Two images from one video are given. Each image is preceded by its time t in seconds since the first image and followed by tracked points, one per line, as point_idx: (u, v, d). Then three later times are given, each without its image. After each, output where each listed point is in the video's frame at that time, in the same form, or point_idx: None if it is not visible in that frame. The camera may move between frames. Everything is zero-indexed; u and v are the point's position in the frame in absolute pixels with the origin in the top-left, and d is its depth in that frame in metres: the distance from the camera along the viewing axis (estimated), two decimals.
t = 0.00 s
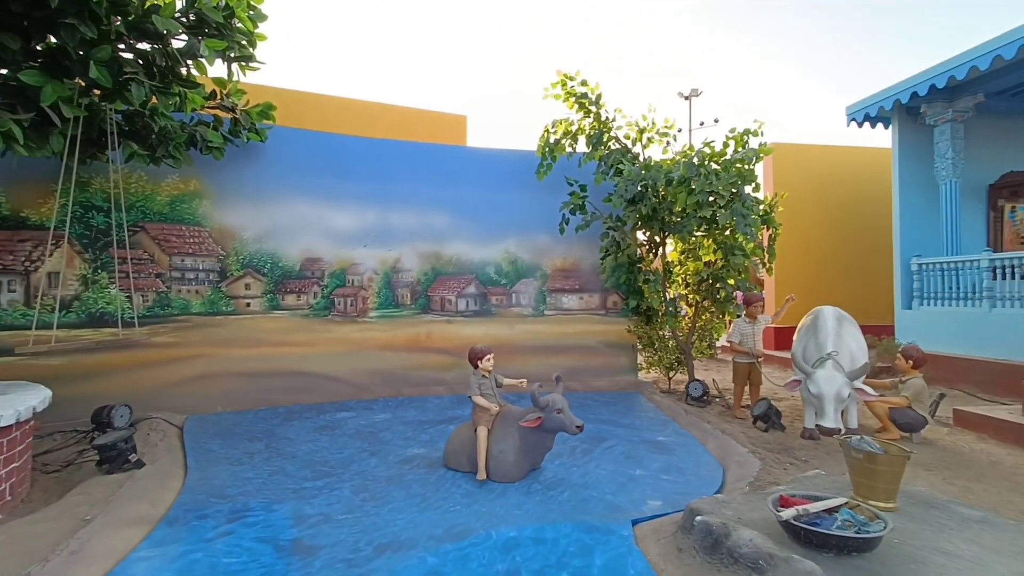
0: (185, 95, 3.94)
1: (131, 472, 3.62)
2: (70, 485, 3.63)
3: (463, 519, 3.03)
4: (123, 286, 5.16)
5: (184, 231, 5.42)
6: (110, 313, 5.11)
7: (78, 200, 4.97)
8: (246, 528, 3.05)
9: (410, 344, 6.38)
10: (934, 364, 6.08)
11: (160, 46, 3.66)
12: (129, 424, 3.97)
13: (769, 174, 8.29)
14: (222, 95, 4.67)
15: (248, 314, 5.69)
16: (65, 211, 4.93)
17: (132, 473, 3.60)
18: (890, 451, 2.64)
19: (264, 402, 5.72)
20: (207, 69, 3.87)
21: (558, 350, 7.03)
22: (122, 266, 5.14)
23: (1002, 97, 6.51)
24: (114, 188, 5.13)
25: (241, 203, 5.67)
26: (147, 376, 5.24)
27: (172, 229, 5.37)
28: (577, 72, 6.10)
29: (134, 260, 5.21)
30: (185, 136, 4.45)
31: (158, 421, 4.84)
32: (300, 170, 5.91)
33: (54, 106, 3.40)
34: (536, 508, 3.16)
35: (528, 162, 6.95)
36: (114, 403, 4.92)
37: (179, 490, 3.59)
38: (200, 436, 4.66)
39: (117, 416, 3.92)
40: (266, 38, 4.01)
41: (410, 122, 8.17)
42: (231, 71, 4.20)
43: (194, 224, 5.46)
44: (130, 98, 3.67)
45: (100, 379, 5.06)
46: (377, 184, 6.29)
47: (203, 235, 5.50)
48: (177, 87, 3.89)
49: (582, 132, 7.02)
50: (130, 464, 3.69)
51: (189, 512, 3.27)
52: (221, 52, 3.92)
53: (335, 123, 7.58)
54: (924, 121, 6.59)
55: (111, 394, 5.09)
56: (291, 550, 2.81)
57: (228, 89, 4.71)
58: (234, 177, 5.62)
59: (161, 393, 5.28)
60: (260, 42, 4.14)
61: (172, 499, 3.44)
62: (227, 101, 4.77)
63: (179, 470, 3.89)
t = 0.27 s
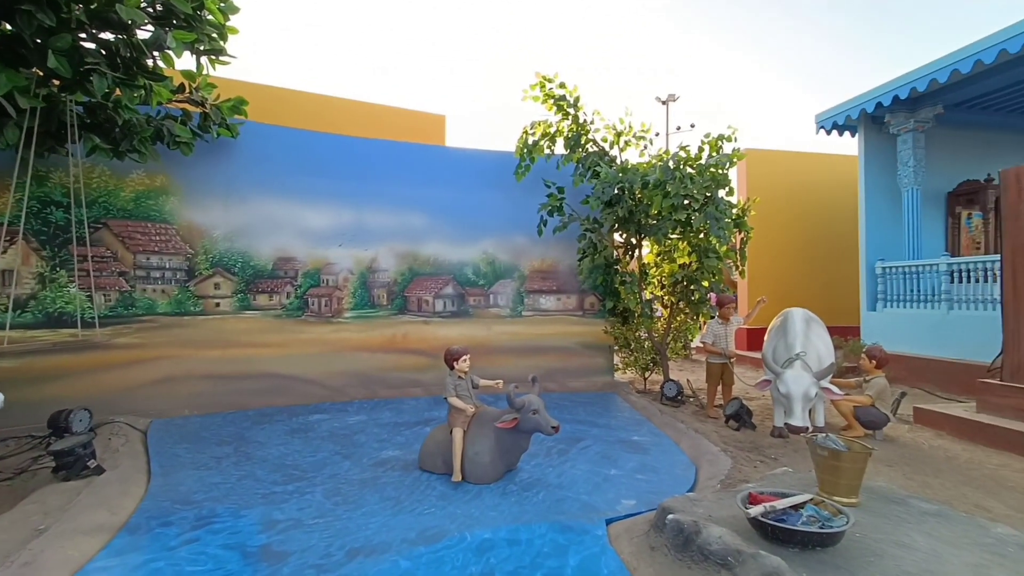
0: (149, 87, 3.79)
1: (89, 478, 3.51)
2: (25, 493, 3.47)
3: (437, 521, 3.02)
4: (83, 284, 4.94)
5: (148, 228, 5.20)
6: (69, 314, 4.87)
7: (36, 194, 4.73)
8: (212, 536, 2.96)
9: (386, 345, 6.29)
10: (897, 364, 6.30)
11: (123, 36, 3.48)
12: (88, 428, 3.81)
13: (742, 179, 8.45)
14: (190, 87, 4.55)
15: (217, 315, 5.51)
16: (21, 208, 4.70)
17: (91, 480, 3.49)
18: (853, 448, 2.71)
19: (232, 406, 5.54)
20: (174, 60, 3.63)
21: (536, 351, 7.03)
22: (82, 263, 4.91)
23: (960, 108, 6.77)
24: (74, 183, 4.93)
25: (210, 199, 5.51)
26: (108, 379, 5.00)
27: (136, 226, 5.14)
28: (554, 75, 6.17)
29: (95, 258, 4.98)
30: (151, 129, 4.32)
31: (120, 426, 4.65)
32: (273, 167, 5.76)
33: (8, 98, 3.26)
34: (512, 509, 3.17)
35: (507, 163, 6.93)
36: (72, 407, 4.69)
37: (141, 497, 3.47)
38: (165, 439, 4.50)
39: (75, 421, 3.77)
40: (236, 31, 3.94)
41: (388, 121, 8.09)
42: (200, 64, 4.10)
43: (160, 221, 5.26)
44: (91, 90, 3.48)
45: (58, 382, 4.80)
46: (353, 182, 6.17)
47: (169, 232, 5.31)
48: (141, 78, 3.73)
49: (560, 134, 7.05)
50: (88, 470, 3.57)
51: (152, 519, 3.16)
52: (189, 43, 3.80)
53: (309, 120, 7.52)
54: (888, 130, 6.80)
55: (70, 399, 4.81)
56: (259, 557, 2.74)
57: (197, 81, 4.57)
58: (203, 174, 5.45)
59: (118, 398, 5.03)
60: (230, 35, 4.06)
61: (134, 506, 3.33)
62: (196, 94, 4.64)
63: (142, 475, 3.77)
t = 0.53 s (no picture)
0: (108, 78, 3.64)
1: (43, 487, 3.36)
2: None
3: (411, 523, 2.99)
4: (37, 285, 4.65)
5: (108, 224, 4.95)
6: (21, 314, 4.59)
7: None
8: (174, 544, 2.85)
9: (360, 345, 6.17)
10: (859, 361, 6.50)
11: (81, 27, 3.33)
12: (41, 435, 3.69)
13: (714, 180, 8.61)
14: (153, 80, 4.41)
15: (181, 316, 5.27)
16: None
17: (44, 489, 3.35)
18: (817, 443, 2.79)
19: (198, 409, 5.32)
20: (134, 52, 3.49)
21: (512, 351, 7.02)
22: (35, 262, 4.65)
23: (919, 117, 7.02)
24: (26, 176, 4.60)
25: (175, 195, 5.27)
26: (65, 383, 4.73)
27: (95, 222, 4.89)
28: (530, 74, 6.23)
29: (49, 257, 4.71)
30: (111, 122, 4.19)
31: (77, 433, 4.40)
32: (242, 163, 5.57)
33: None
34: (486, 510, 3.17)
35: (482, 162, 6.89)
36: (25, 413, 4.43)
37: (99, 506, 3.33)
38: (125, 445, 4.33)
39: (28, 427, 3.64)
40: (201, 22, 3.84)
41: (361, 119, 8.00)
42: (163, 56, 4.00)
43: (120, 218, 5.00)
44: (43, 80, 3.34)
45: (9, 387, 4.53)
46: (326, 179, 6.03)
47: (130, 229, 5.05)
48: (98, 68, 3.56)
49: (536, 134, 7.06)
50: (42, 479, 3.42)
51: (110, 529, 3.02)
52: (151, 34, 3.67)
53: (279, 117, 7.41)
54: (852, 135, 7.01)
55: (24, 404, 4.55)
56: (224, 564, 2.64)
57: (161, 74, 4.47)
58: (168, 169, 5.22)
59: (75, 401, 4.77)
60: (195, 27, 3.96)
61: (90, 515, 3.20)
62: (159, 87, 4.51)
63: (100, 483, 3.63)
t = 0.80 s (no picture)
0: (65, 72, 3.53)
1: None
2: None
3: (381, 531, 2.95)
4: None
5: (62, 225, 4.80)
6: None
7: None
8: (130, 560, 2.72)
9: (331, 351, 6.06)
10: (822, 364, 6.67)
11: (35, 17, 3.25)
12: None
13: (686, 187, 8.76)
14: (113, 76, 4.30)
15: (142, 321, 5.11)
16: None
17: None
18: (781, 444, 2.86)
19: (158, 417, 5.15)
20: (93, 46, 3.40)
21: (486, 355, 7.00)
22: None
23: (878, 129, 7.28)
24: None
25: (136, 195, 5.12)
26: (12, 393, 4.59)
27: (47, 223, 4.74)
28: (506, 79, 6.27)
29: None
30: (68, 119, 4.03)
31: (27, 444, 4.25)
32: (208, 163, 5.43)
33: None
34: (458, 517, 3.15)
35: (457, 166, 6.87)
36: None
37: (49, 521, 3.16)
38: (78, 458, 4.16)
39: None
40: (165, 16, 3.76)
41: (334, 121, 7.91)
42: (125, 51, 3.89)
43: (75, 218, 4.84)
44: None
45: None
46: (297, 182, 5.93)
47: (86, 230, 4.89)
48: (53, 62, 3.43)
49: (511, 139, 7.08)
50: None
51: (61, 545, 2.87)
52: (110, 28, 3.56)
53: (249, 117, 7.29)
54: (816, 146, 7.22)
55: None
56: None
57: (123, 70, 4.33)
58: (128, 168, 5.07)
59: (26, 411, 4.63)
60: (159, 21, 3.87)
61: (39, 531, 3.03)
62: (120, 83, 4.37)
63: (51, 497, 3.47)
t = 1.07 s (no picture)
0: (29, 64, 3.44)
1: None
2: None
3: (358, 535, 2.92)
4: None
5: (26, 222, 4.66)
6: None
7: None
8: (95, 569, 2.64)
9: (309, 352, 6.00)
10: (797, 363, 6.79)
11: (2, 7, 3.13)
12: None
13: (666, 189, 8.84)
14: (81, 68, 4.20)
15: (110, 321, 5.00)
16: None
17: None
18: (756, 443, 2.90)
19: (127, 421, 5.03)
20: (58, 36, 3.32)
21: (467, 356, 6.98)
22: None
23: (851, 136, 7.44)
24: None
25: (104, 192, 5.00)
26: None
27: (9, 219, 4.59)
28: (488, 79, 6.26)
29: None
30: (31, 112, 3.92)
31: None
32: (181, 160, 5.33)
33: None
34: (437, 519, 3.13)
35: (438, 165, 6.84)
36: None
37: (9, 529, 3.06)
38: (42, 463, 4.05)
39: None
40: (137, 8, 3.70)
41: (313, 119, 7.82)
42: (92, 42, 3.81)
43: (40, 215, 4.71)
44: None
45: None
46: (274, 180, 5.85)
47: (51, 227, 4.76)
48: (15, 52, 3.35)
49: (493, 139, 7.07)
50: None
51: (23, 554, 2.79)
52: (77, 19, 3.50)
53: (225, 113, 7.16)
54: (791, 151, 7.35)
55: None
56: None
57: (90, 62, 4.25)
58: (96, 164, 4.94)
59: None
60: (130, 13, 3.80)
61: None
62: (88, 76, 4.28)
63: (12, 505, 3.36)
